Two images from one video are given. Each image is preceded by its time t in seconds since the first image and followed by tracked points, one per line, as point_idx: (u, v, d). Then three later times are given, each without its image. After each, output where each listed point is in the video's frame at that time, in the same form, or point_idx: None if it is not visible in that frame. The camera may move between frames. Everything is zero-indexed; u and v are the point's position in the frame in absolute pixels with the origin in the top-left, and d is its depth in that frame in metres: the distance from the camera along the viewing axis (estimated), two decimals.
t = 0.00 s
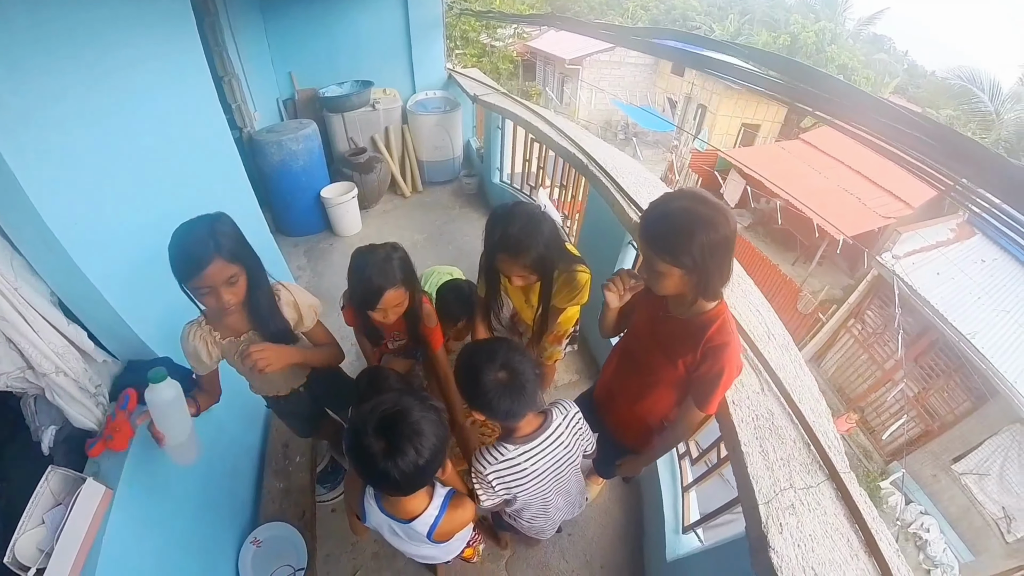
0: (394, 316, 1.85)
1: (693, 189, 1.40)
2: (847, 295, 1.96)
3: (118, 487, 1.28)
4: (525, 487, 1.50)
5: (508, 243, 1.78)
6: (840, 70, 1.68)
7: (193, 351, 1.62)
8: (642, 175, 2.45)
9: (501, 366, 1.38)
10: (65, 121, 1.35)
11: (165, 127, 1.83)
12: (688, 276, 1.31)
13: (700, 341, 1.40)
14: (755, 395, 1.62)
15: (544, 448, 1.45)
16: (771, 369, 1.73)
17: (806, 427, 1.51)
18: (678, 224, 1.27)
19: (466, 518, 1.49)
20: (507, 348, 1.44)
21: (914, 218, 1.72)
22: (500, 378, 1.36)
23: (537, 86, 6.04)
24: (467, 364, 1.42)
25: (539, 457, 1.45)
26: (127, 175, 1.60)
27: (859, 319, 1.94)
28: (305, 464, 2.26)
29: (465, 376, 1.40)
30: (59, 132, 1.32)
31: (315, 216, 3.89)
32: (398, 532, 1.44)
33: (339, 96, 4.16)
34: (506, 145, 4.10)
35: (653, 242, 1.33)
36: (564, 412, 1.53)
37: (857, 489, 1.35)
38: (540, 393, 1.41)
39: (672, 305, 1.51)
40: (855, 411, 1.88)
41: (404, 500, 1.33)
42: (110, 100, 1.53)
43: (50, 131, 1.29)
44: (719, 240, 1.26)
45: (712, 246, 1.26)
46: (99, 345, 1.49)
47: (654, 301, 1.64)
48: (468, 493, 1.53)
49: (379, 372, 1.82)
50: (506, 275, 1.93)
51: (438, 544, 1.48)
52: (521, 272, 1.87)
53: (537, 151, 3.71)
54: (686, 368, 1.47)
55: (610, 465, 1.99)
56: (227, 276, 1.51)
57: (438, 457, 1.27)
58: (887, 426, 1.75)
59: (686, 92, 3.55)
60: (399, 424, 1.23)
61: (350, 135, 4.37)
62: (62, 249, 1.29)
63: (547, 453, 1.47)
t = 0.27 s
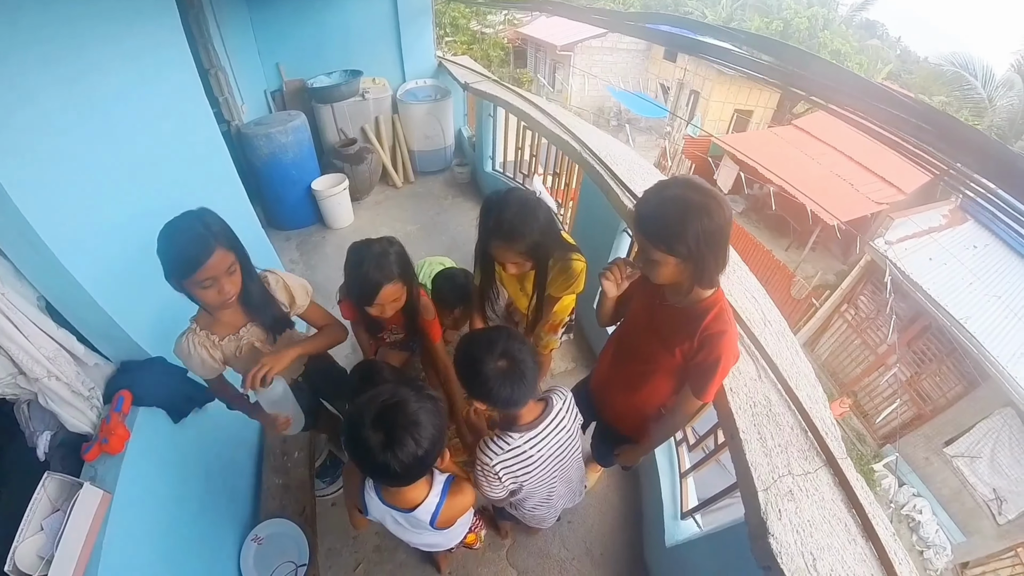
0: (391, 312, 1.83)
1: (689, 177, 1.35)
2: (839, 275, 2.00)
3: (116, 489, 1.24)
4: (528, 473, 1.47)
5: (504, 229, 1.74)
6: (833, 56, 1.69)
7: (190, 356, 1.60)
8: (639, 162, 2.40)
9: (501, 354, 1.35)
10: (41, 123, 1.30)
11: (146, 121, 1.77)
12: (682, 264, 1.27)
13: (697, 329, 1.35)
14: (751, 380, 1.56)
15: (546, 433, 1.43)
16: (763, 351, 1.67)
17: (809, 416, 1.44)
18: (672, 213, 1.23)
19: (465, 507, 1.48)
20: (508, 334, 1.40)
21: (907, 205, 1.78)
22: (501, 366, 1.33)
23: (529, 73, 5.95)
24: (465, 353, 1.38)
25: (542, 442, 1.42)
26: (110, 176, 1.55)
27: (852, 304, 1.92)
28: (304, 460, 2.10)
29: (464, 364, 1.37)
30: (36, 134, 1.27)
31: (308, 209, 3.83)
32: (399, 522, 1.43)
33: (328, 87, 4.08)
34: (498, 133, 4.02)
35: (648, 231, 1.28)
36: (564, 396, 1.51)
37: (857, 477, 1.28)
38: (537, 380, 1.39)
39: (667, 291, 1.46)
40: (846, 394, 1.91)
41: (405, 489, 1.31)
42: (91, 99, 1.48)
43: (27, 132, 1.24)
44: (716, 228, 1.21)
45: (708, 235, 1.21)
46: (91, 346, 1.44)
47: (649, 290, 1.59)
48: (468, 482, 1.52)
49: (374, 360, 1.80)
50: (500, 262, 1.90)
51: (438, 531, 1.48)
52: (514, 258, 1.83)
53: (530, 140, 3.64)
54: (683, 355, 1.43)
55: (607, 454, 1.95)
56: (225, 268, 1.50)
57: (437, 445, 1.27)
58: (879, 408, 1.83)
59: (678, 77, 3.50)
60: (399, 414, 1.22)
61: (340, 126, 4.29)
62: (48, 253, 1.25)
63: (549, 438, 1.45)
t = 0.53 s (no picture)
0: (400, 291, 1.81)
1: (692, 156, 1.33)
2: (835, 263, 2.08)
3: (124, 482, 1.23)
4: (536, 456, 1.46)
5: (511, 206, 1.71)
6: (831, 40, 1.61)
7: (208, 343, 1.58)
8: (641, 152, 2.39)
9: (504, 335, 1.32)
10: (41, 115, 1.27)
11: (143, 112, 1.73)
12: (688, 245, 1.25)
13: (702, 308, 1.34)
14: (754, 359, 1.49)
15: (553, 412, 1.43)
16: (765, 332, 1.59)
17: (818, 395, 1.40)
18: (677, 192, 1.21)
19: (481, 482, 1.45)
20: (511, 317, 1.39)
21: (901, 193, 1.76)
22: (504, 348, 1.31)
23: (524, 64, 5.91)
24: (470, 335, 1.36)
25: (551, 422, 1.43)
26: (112, 169, 1.52)
27: (849, 293, 1.99)
28: (310, 450, 2.15)
29: (469, 343, 1.35)
30: (37, 125, 1.25)
31: (305, 202, 3.79)
32: (415, 499, 1.40)
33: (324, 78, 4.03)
34: (496, 123, 3.98)
35: (653, 211, 1.27)
36: (566, 376, 1.52)
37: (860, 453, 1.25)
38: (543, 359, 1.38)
39: (674, 271, 1.45)
40: (845, 383, 1.89)
41: (420, 463, 1.28)
42: (89, 90, 1.45)
43: (27, 124, 1.22)
44: (720, 206, 1.19)
45: (712, 215, 1.20)
46: (94, 339, 1.42)
47: (654, 270, 1.58)
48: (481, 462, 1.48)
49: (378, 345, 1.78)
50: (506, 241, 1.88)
51: (455, 508, 1.45)
52: (520, 236, 1.80)
53: (528, 130, 3.60)
54: (690, 335, 1.42)
55: (615, 434, 1.95)
56: (247, 245, 1.51)
57: (455, 411, 1.26)
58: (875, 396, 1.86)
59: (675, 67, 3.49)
60: (410, 388, 1.20)
61: (336, 118, 4.25)
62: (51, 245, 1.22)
63: (555, 418, 1.45)
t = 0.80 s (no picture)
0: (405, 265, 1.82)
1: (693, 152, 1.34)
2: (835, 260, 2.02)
3: (127, 478, 1.23)
4: (537, 454, 1.46)
5: (517, 181, 1.70)
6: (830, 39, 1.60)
7: (225, 326, 1.59)
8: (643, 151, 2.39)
9: (502, 338, 1.31)
10: (42, 113, 1.26)
11: (143, 108, 1.71)
12: (690, 238, 1.25)
13: (703, 302, 1.34)
14: (754, 353, 1.49)
15: (553, 414, 1.43)
16: (765, 327, 1.59)
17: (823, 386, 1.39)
18: (680, 186, 1.21)
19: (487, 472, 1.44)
20: (508, 320, 1.37)
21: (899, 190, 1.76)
22: (501, 350, 1.30)
23: (523, 61, 5.90)
24: (469, 335, 1.35)
25: (550, 423, 1.43)
26: (114, 167, 1.51)
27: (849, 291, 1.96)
28: (312, 446, 2.11)
29: (469, 341, 1.35)
30: (38, 123, 1.24)
31: (305, 199, 3.77)
32: (421, 492, 1.40)
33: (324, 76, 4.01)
34: (497, 122, 3.94)
35: (656, 204, 1.27)
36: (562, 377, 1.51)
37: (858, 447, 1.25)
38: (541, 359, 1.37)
39: (676, 265, 1.45)
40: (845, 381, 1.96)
41: (426, 449, 1.28)
42: (89, 88, 1.44)
43: (29, 121, 1.21)
44: (720, 201, 1.19)
45: (714, 209, 1.20)
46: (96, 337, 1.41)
47: (655, 264, 1.58)
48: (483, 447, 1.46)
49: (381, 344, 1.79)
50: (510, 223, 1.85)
51: (461, 498, 1.44)
52: (527, 213, 1.76)
53: (529, 128, 3.58)
54: (692, 328, 1.42)
55: (619, 429, 1.95)
56: (280, 232, 1.54)
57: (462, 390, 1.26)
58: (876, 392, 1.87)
59: (676, 64, 3.48)
60: (413, 377, 1.19)
61: (336, 116, 4.22)
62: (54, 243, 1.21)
63: (555, 421, 1.45)
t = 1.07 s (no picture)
0: (404, 246, 1.82)
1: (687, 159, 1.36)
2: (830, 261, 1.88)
3: (131, 475, 1.21)
4: (527, 455, 1.46)
5: (517, 150, 1.64)
6: (833, 38, 1.85)
7: (235, 314, 1.63)
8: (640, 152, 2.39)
9: (499, 343, 1.32)
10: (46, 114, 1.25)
11: (145, 107, 1.71)
12: (685, 246, 1.27)
13: (698, 306, 1.36)
14: (742, 353, 1.48)
15: (548, 417, 1.44)
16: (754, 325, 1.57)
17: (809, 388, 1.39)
18: (673, 193, 1.23)
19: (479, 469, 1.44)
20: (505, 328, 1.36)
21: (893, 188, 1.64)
22: (496, 355, 1.31)
23: (522, 61, 5.90)
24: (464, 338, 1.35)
25: (542, 427, 1.43)
26: (115, 169, 1.49)
27: (847, 289, 1.79)
28: (310, 443, 2.09)
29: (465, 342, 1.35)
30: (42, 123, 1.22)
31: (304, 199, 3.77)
32: (415, 487, 1.40)
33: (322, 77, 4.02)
34: (494, 122, 3.88)
35: (649, 210, 1.29)
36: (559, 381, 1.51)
37: (845, 445, 1.25)
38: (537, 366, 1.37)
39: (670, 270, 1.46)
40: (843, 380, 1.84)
41: (419, 446, 1.29)
42: (91, 88, 1.44)
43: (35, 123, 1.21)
44: (716, 208, 1.22)
45: (709, 216, 1.22)
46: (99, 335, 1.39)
47: (646, 270, 1.59)
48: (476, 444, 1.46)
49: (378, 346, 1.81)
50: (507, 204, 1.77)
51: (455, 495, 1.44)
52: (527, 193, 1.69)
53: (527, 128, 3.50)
54: (687, 331, 1.43)
55: (615, 431, 1.94)
56: (313, 234, 1.59)
57: (455, 391, 1.26)
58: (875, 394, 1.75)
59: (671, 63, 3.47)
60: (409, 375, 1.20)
61: (335, 116, 4.22)
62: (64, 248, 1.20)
63: (549, 423, 1.45)
